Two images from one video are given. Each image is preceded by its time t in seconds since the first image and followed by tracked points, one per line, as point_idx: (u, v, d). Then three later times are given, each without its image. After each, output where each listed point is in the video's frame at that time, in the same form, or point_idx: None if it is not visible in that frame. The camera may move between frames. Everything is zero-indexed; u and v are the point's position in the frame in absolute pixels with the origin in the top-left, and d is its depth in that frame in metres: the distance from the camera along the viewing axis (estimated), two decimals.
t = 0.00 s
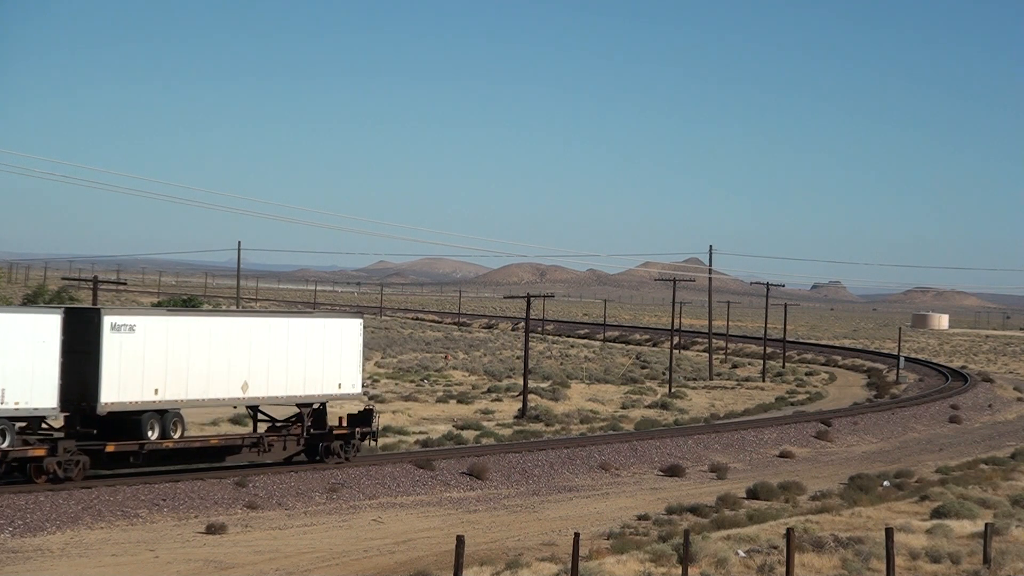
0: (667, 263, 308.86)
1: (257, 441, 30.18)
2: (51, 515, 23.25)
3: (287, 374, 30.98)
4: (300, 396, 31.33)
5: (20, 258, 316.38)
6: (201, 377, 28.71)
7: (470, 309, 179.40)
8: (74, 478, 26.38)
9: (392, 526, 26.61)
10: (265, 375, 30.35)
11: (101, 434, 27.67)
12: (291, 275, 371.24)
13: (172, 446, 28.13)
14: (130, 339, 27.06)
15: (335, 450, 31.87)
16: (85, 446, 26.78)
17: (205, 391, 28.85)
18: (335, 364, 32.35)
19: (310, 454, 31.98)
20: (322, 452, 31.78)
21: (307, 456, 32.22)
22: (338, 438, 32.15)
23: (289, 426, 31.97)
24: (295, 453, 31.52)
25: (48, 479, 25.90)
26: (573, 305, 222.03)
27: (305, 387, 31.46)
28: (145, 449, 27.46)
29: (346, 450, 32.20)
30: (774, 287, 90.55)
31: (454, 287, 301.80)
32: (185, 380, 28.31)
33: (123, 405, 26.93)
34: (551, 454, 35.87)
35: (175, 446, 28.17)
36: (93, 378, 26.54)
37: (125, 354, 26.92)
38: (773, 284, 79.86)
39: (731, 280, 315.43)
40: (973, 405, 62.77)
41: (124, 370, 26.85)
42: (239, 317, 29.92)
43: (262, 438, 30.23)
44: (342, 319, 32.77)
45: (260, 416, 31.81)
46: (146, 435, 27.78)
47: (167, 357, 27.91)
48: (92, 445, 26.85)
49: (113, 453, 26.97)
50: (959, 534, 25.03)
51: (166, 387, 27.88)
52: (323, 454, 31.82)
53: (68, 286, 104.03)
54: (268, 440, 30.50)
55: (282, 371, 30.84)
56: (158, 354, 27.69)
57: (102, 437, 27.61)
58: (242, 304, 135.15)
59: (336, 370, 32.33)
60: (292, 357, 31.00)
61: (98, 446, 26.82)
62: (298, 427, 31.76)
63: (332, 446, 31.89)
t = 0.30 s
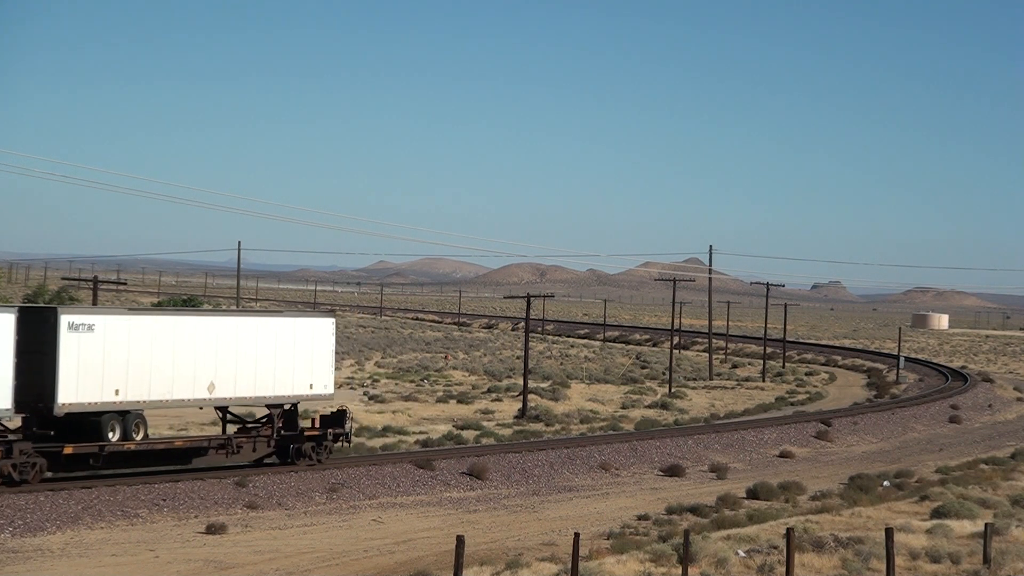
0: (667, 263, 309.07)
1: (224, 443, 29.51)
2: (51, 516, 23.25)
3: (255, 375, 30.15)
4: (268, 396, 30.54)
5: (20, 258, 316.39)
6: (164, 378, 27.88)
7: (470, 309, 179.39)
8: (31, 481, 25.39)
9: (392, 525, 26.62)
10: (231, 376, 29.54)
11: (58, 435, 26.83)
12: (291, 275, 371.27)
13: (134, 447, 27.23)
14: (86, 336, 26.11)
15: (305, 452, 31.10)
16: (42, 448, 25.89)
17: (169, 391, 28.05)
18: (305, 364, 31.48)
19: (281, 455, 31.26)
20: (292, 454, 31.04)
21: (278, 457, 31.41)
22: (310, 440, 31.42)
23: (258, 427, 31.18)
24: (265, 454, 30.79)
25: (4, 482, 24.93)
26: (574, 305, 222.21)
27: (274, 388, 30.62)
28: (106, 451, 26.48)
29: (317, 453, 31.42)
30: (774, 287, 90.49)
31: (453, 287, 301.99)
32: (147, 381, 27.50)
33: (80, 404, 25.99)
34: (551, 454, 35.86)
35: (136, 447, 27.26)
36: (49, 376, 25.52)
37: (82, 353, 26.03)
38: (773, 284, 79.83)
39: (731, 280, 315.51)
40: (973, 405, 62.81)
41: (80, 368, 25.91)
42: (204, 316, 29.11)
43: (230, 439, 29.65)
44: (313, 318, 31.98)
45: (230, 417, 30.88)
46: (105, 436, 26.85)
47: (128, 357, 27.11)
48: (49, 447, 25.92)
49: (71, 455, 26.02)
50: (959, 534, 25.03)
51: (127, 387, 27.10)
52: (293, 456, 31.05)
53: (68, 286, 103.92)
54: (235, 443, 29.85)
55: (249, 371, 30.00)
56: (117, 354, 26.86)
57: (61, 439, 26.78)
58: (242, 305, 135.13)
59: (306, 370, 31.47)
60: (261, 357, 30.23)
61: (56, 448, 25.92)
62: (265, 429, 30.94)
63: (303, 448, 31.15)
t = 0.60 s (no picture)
0: (667, 262, 309.14)
1: (188, 445, 28.58)
2: (51, 516, 23.25)
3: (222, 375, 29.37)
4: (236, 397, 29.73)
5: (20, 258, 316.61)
6: (125, 378, 27.19)
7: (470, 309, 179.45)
8: None
9: (393, 526, 26.62)
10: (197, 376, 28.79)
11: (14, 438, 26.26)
12: (291, 275, 371.42)
13: (94, 450, 26.58)
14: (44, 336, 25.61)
15: (275, 453, 30.21)
16: None
17: (131, 392, 27.35)
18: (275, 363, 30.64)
19: (250, 457, 30.38)
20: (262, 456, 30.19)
21: (248, 460, 30.49)
22: (280, 441, 30.53)
23: (226, 429, 30.34)
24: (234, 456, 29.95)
25: None
26: (575, 305, 222.50)
27: (242, 389, 29.84)
28: (63, 454, 25.85)
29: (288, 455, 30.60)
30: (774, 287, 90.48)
31: (453, 288, 302.26)
32: (107, 381, 26.81)
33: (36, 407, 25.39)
34: (551, 454, 35.87)
35: (95, 450, 26.55)
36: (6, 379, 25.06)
37: (39, 353, 25.48)
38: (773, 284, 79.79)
39: (731, 280, 315.59)
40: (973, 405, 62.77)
41: (37, 370, 25.39)
42: (168, 315, 28.37)
43: (195, 442, 28.73)
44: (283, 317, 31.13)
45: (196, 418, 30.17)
46: (64, 438, 26.26)
47: (88, 357, 26.45)
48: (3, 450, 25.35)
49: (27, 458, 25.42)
50: (959, 534, 25.02)
51: (86, 388, 26.42)
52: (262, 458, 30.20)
53: (69, 285, 104.01)
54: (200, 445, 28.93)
55: (216, 371, 29.23)
56: (76, 354, 26.19)
57: (18, 443, 26.12)
58: (242, 305, 135.23)
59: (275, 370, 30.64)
60: (228, 357, 29.42)
61: (11, 451, 25.33)
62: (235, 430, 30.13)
63: (273, 450, 30.23)
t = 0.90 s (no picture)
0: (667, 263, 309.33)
1: (151, 447, 28.00)
2: (51, 515, 23.26)
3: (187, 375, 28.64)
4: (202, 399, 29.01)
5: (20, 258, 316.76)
6: (84, 379, 26.50)
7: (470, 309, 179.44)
8: None
9: (393, 525, 26.62)
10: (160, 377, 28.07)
11: None
12: (290, 275, 371.53)
13: (51, 451, 25.85)
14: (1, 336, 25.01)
15: (244, 456, 29.56)
16: None
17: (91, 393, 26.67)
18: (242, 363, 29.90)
19: (218, 459, 29.69)
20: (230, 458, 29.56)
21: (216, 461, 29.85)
22: (249, 443, 29.80)
23: (193, 431, 29.65)
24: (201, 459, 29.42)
25: None
26: (575, 305, 222.64)
27: (209, 390, 29.13)
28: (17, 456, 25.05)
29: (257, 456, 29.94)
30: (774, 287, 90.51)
31: (453, 288, 302.41)
32: (65, 382, 26.15)
33: None
34: (551, 454, 35.88)
35: (52, 451, 25.81)
36: None
37: None
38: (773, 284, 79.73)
39: (731, 280, 315.62)
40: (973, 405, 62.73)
41: None
42: (129, 315, 27.64)
43: (160, 443, 28.20)
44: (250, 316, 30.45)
45: (161, 420, 29.63)
46: (18, 440, 25.54)
47: (45, 358, 25.78)
48: None
49: None
50: (959, 534, 25.02)
51: (42, 389, 25.74)
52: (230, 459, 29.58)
53: (69, 286, 104.03)
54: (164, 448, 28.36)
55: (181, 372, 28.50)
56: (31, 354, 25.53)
57: None
58: (242, 305, 135.29)
59: (243, 370, 29.89)
60: (192, 357, 28.72)
61: None
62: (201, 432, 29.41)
63: (242, 452, 29.59)
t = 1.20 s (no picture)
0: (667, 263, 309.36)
1: (112, 450, 27.30)
2: (51, 515, 23.26)
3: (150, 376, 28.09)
4: (168, 400, 28.49)
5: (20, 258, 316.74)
6: (42, 379, 25.96)
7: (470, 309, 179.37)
8: None
9: (393, 526, 26.61)
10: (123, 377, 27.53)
11: None
12: (290, 275, 371.58)
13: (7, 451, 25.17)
14: None
15: (211, 458, 29.32)
16: None
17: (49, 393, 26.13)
18: (208, 363, 29.37)
19: (184, 461, 29.38)
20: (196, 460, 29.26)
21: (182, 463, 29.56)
22: (216, 445, 29.54)
23: (158, 432, 29.09)
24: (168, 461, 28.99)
25: None
26: (575, 305, 222.73)
27: (174, 390, 28.61)
28: None
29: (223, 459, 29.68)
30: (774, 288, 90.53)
31: (453, 288, 302.56)
32: (21, 383, 25.63)
33: None
34: (552, 454, 35.90)
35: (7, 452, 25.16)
36: None
37: None
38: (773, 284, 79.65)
39: (731, 280, 315.61)
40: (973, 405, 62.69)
41: None
42: (89, 314, 27.07)
43: (124, 446, 27.56)
44: (215, 315, 29.85)
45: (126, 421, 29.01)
46: None
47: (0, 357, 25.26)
48: None
49: None
50: (959, 534, 25.02)
51: None
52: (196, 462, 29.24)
53: (69, 286, 104.01)
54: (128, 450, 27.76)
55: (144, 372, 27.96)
56: None
57: None
58: (242, 305, 135.28)
59: (209, 370, 29.35)
60: (156, 357, 28.18)
61: None
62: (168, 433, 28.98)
63: (208, 454, 29.30)
